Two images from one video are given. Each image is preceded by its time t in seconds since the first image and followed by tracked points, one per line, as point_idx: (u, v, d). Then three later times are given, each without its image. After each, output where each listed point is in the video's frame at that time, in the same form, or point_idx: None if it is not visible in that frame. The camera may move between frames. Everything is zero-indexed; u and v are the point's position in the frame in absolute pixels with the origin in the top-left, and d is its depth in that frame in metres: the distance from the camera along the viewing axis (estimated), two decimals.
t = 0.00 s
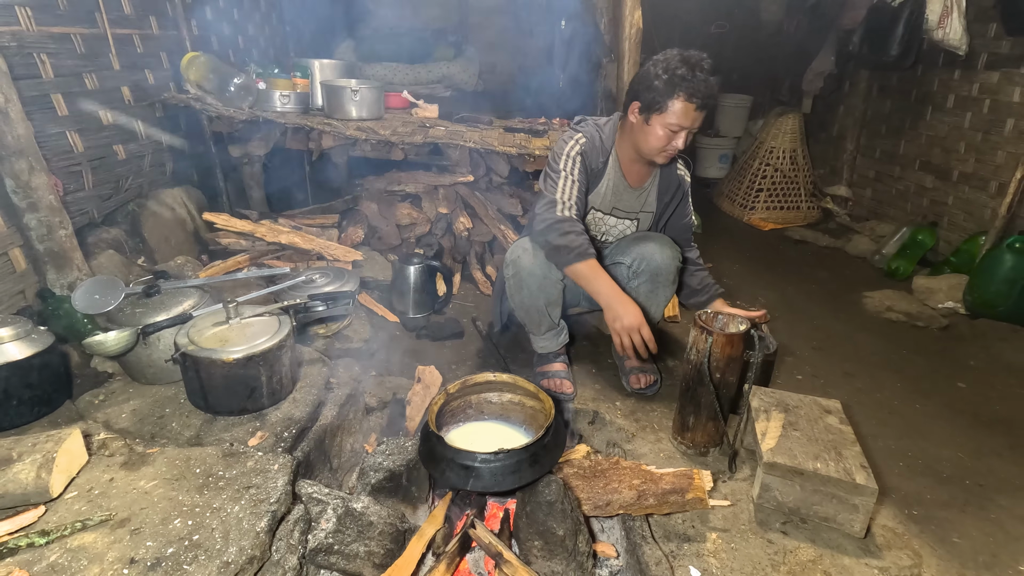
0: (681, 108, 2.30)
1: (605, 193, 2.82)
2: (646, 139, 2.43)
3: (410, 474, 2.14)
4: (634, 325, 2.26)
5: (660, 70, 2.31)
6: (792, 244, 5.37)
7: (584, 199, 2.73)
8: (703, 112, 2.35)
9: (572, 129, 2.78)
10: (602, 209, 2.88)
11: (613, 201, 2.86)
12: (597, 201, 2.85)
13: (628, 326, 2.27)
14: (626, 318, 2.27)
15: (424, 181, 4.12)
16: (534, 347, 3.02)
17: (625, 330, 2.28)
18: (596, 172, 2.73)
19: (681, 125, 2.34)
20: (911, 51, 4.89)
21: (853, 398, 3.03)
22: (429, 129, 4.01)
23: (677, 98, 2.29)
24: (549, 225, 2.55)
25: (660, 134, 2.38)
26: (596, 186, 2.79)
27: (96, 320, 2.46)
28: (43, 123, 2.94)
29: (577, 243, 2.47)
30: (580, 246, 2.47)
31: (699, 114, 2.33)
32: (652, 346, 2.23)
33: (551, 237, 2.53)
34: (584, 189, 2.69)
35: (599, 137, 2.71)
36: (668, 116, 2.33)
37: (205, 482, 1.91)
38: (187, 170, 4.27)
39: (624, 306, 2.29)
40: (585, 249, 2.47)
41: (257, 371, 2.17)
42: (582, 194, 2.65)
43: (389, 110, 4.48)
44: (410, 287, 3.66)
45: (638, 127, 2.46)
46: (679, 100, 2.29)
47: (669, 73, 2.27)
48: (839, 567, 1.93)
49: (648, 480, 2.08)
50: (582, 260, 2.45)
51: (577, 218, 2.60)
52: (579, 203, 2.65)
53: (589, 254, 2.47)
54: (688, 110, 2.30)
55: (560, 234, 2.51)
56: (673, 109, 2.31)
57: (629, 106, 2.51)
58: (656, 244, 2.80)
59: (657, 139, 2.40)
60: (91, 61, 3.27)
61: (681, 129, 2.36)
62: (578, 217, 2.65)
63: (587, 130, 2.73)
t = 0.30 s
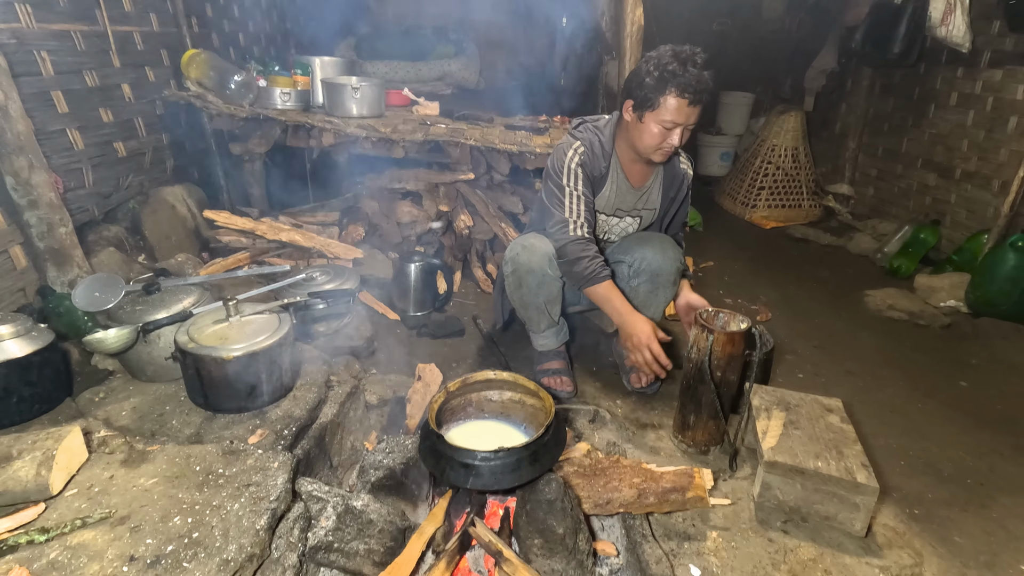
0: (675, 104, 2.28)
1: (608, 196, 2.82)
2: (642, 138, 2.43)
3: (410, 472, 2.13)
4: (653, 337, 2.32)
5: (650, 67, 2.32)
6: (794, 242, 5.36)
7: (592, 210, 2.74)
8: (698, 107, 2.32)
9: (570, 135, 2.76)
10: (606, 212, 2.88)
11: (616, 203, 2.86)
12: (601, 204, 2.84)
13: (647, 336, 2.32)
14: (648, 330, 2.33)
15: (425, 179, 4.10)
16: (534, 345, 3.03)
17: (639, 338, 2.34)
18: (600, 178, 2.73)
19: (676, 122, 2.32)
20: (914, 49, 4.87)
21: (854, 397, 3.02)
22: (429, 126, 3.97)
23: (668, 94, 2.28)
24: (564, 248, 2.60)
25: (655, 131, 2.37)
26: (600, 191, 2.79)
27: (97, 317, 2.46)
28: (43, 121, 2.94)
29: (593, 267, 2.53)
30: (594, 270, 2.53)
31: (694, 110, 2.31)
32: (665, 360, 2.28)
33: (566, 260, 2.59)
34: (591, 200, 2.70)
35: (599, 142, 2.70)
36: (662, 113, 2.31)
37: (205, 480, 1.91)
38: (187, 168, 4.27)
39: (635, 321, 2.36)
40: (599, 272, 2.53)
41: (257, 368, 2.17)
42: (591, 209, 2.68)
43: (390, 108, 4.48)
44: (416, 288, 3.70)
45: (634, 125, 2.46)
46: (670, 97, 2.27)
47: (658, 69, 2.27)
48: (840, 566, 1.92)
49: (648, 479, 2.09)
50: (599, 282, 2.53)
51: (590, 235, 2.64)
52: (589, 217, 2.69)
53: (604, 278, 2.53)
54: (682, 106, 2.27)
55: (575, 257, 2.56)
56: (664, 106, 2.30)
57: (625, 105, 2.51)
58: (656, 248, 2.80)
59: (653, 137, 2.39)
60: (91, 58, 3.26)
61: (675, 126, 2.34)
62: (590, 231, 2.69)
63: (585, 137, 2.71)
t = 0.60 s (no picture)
0: (681, 112, 2.26)
1: (613, 200, 2.81)
2: (647, 144, 2.41)
3: (411, 470, 2.12)
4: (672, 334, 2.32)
5: (658, 72, 2.29)
6: (796, 241, 5.35)
7: (598, 213, 2.73)
8: (705, 114, 2.31)
9: (574, 139, 2.73)
10: (610, 215, 2.88)
11: (621, 206, 2.85)
12: (605, 208, 2.85)
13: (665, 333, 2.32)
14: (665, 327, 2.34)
15: (426, 176, 4.10)
16: (535, 343, 3.03)
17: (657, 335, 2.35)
18: (604, 182, 2.72)
19: (682, 129, 2.31)
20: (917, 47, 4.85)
21: (856, 396, 3.02)
22: (430, 124, 3.96)
23: (675, 102, 2.26)
24: (572, 254, 2.59)
25: (661, 138, 2.35)
26: (604, 194, 2.78)
27: (98, 314, 2.46)
28: (44, 118, 2.94)
29: (603, 273, 2.52)
30: (603, 275, 2.52)
31: (700, 117, 2.29)
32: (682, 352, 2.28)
33: (575, 266, 2.59)
34: (596, 204, 2.69)
35: (603, 147, 2.68)
36: (668, 120, 2.30)
37: (206, 477, 1.91)
38: (189, 166, 4.27)
39: (652, 320, 2.36)
40: (608, 277, 2.52)
41: (258, 366, 2.17)
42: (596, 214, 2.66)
43: (391, 106, 4.48)
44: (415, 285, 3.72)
45: (639, 131, 2.44)
46: (677, 104, 2.26)
47: (666, 75, 2.24)
48: (841, 564, 1.92)
49: (649, 477, 2.07)
50: (610, 286, 2.52)
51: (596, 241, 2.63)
52: (595, 222, 2.67)
53: (614, 281, 2.52)
54: (688, 114, 2.26)
55: (584, 263, 2.56)
56: (671, 114, 2.28)
57: (632, 110, 2.49)
58: (660, 246, 2.81)
59: (659, 144, 2.37)
60: (92, 56, 3.26)
61: (682, 134, 2.33)
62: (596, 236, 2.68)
63: (589, 141, 2.69)
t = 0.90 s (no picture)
0: (690, 125, 2.24)
1: (616, 209, 2.82)
2: (654, 154, 2.40)
3: (413, 468, 2.14)
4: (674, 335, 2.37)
5: (667, 82, 2.26)
6: (797, 240, 5.35)
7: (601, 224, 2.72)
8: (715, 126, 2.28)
9: (579, 148, 2.71)
10: (613, 223, 2.89)
11: (624, 214, 2.86)
12: (609, 216, 2.86)
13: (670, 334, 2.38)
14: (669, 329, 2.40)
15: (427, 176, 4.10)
16: (534, 341, 3.04)
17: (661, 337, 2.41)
18: (608, 192, 2.72)
19: (690, 142, 2.29)
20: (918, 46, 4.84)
21: (858, 396, 3.02)
22: (432, 124, 3.96)
23: (683, 113, 2.24)
24: (577, 267, 2.61)
25: (668, 150, 2.34)
26: (608, 203, 2.79)
27: (99, 313, 2.47)
28: (45, 117, 2.94)
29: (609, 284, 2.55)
30: (609, 285, 2.55)
31: (709, 130, 2.27)
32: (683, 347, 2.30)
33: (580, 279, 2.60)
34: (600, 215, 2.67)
35: (608, 157, 2.66)
36: (676, 132, 2.28)
37: (207, 476, 1.91)
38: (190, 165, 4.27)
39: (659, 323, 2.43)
40: (614, 286, 2.56)
41: (260, 364, 2.17)
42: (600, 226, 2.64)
43: (392, 105, 4.48)
44: (416, 284, 3.71)
45: (647, 142, 2.43)
46: (685, 116, 2.24)
47: (675, 85, 2.21)
48: (842, 564, 1.92)
49: (650, 476, 2.08)
50: (616, 296, 2.57)
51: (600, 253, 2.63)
52: (598, 234, 2.66)
53: (620, 291, 2.57)
54: (697, 127, 2.24)
55: (589, 276, 2.58)
56: (679, 126, 2.26)
57: (640, 120, 2.47)
58: (661, 249, 2.82)
59: (666, 156, 2.36)
60: (94, 55, 3.26)
61: (690, 146, 2.31)
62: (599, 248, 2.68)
63: (593, 152, 2.66)
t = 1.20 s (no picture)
0: (691, 137, 2.25)
1: (618, 214, 2.82)
2: (656, 164, 2.41)
3: (416, 468, 2.14)
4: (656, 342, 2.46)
5: (671, 90, 2.26)
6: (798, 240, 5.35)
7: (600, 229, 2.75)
8: (718, 138, 2.29)
9: (581, 154, 2.70)
10: (614, 228, 2.89)
11: (626, 219, 2.86)
12: (610, 222, 2.85)
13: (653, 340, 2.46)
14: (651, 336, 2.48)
15: (429, 176, 4.10)
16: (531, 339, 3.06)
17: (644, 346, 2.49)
18: (609, 199, 2.72)
19: (691, 153, 2.30)
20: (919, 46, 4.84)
21: (859, 395, 3.02)
22: (433, 124, 3.97)
23: (685, 125, 2.24)
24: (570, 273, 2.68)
25: (670, 160, 2.35)
26: (609, 209, 2.78)
27: (102, 313, 2.48)
28: (48, 117, 2.95)
29: (597, 293, 2.61)
30: (597, 293, 2.61)
31: (711, 142, 2.27)
32: (666, 355, 2.39)
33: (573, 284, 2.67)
34: (599, 221, 2.69)
35: (609, 164, 2.65)
36: (678, 143, 2.29)
37: (210, 475, 1.92)
38: (192, 165, 4.28)
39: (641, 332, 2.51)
40: (601, 294, 2.61)
41: (262, 364, 2.18)
42: (597, 232, 2.68)
43: (393, 105, 4.48)
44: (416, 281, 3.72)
45: (649, 151, 2.43)
46: (688, 128, 2.24)
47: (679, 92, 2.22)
48: (843, 564, 1.93)
49: (652, 475, 2.08)
50: (603, 303, 2.62)
51: (594, 259, 2.69)
52: (595, 240, 2.70)
53: (607, 300, 2.61)
54: (699, 140, 2.24)
55: (580, 283, 2.65)
56: (681, 137, 2.26)
57: (642, 128, 2.47)
58: (662, 252, 2.84)
59: (668, 165, 2.37)
60: (96, 55, 3.27)
61: (691, 158, 2.32)
62: (595, 254, 2.72)
63: (595, 158, 2.65)
